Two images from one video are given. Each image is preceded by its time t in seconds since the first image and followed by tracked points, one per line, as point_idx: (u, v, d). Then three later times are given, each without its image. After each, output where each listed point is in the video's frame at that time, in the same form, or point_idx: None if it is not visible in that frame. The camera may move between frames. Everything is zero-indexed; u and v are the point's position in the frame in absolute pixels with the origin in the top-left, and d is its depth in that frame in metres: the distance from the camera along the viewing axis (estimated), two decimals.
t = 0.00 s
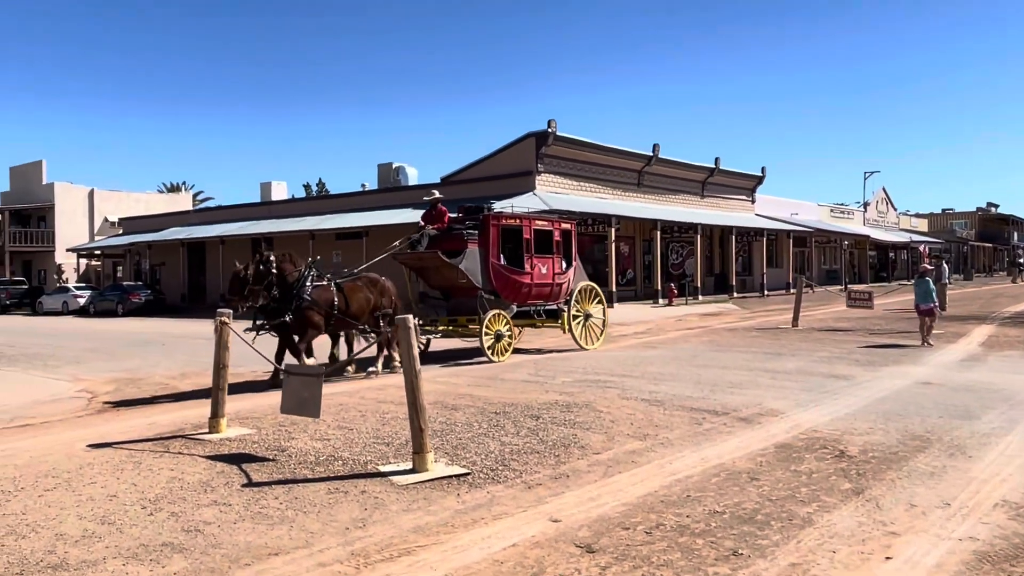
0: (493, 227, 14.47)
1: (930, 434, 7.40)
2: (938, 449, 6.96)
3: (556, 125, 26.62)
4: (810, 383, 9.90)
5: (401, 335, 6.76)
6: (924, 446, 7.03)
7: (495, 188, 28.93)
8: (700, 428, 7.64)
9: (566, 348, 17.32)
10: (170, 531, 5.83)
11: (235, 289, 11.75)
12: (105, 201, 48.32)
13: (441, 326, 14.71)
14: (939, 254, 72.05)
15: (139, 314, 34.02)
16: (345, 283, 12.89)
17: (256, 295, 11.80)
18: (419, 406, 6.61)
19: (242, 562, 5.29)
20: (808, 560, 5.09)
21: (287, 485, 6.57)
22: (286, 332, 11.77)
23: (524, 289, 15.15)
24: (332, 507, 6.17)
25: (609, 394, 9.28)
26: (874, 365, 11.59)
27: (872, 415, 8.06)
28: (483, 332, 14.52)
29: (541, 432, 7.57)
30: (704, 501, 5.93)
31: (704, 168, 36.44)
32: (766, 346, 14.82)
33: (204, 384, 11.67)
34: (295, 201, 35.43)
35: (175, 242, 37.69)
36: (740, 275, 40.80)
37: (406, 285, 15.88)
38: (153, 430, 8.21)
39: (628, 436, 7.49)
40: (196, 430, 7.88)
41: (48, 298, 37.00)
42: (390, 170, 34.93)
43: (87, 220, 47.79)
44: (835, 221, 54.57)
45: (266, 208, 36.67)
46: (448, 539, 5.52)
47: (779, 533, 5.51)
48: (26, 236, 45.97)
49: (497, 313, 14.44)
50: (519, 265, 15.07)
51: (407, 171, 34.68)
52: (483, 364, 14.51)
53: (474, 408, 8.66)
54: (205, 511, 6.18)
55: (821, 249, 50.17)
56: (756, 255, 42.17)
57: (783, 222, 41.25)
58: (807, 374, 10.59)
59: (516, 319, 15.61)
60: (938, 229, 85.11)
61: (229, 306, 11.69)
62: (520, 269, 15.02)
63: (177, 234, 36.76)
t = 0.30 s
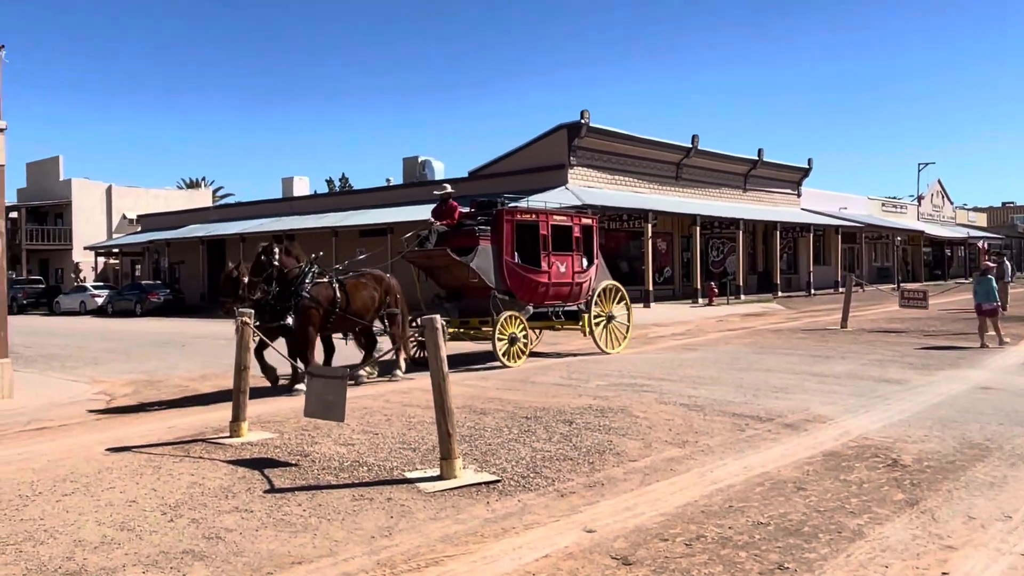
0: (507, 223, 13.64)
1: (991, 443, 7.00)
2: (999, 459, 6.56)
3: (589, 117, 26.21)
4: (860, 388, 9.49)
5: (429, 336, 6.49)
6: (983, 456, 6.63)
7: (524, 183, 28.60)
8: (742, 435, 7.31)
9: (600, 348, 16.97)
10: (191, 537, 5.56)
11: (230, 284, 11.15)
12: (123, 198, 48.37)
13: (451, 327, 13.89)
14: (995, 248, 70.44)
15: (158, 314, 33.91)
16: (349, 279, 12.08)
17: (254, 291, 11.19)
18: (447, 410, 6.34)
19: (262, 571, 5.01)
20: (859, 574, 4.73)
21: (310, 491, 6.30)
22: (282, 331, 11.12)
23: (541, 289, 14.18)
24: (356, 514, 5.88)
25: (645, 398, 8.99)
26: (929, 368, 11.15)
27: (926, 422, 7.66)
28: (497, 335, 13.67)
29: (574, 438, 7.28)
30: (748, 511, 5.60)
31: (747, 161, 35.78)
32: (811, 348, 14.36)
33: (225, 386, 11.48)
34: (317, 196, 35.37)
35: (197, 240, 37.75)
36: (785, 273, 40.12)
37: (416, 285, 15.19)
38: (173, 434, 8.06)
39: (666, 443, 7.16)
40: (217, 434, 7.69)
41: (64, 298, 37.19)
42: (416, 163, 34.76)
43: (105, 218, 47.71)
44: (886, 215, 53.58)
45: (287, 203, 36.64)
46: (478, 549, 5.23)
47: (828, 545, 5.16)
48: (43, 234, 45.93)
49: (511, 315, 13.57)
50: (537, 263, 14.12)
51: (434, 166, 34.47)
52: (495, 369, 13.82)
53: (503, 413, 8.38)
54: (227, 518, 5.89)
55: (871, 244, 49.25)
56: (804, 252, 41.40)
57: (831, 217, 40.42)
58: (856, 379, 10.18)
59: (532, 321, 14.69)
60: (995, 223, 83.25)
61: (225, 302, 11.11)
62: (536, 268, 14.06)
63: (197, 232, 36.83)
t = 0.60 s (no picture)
0: (518, 219, 13.12)
1: None
2: None
3: (620, 108, 25.95)
4: (906, 392, 9.22)
5: (456, 338, 6.33)
6: None
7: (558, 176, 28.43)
8: (780, 440, 7.07)
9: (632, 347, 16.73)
10: (214, 541, 5.42)
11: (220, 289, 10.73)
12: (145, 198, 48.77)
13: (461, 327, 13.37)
14: None
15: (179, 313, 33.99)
16: (348, 283, 11.64)
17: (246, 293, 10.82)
18: (475, 412, 6.17)
19: None
20: None
21: (335, 495, 6.15)
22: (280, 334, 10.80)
23: (554, 288, 13.69)
24: (382, 518, 5.72)
25: (680, 401, 8.78)
26: (979, 371, 10.82)
27: (974, 428, 7.38)
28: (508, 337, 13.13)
29: (605, 442, 7.09)
30: (785, 519, 5.38)
31: (785, 154, 35.33)
32: (851, 348, 14.02)
33: (247, 387, 11.39)
34: (341, 192, 35.32)
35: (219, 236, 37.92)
36: (825, 271, 39.57)
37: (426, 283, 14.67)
38: (196, 435, 7.99)
39: (701, 448, 6.94)
40: (240, 435, 7.58)
41: (85, 297, 37.51)
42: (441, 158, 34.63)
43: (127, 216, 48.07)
44: (931, 211, 52.69)
45: (311, 199, 36.66)
46: (507, 556, 5.06)
47: (870, 554, 4.91)
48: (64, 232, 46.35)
49: (522, 318, 13.02)
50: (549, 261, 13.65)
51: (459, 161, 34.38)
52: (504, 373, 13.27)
53: (533, 416, 8.21)
54: (251, 521, 5.75)
55: (915, 241, 48.44)
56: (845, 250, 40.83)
57: (875, 212, 39.75)
58: (901, 382, 9.92)
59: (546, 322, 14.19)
60: None
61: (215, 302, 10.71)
62: (549, 266, 13.59)
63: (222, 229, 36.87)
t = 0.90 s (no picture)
0: (525, 218, 12.77)
1: None
2: None
3: (648, 103, 25.68)
4: (949, 397, 8.94)
5: (481, 339, 6.17)
6: None
7: (588, 175, 28.12)
8: (816, 446, 6.84)
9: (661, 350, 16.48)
10: (236, 548, 5.29)
11: (208, 305, 9.76)
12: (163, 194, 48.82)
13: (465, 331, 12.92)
14: None
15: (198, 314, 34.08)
16: (342, 285, 11.11)
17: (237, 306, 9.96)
18: (501, 414, 6.00)
19: None
20: None
21: (359, 501, 5.99)
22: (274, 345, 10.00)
23: (564, 289, 13.31)
24: (406, 525, 5.56)
25: (710, 404, 8.57)
26: None
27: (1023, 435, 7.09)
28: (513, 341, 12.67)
29: (634, 447, 6.89)
30: (823, 530, 5.15)
31: (820, 150, 34.84)
32: (891, 353, 13.70)
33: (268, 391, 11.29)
34: (365, 192, 35.29)
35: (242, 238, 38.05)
36: (862, 271, 39.02)
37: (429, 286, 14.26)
38: (216, 440, 7.89)
39: (734, 454, 6.72)
40: (262, 439, 7.47)
41: (105, 298, 37.80)
42: (467, 157, 34.52)
43: (147, 215, 48.28)
44: (974, 209, 51.74)
45: (336, 199, 36.69)
46: (533, 564, 4.88)
47: (912, 568, 4.66)
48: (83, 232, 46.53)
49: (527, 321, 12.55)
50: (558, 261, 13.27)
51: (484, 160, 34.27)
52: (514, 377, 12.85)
53: (559, 419, 8.03)
54: (273, 528, 5.61)
55: (957, 239, 47.57)
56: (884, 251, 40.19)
57: (913, 209, 39.11)
58: (943, 386, 9.62)
59: (556, 324, 13.83)
60: None
61: (206, 318, 9.70)
62: (558, 266, 13.21)
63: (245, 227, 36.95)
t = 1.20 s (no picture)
0: (532, 213, 12.41)
1: None
2: None
3: (679, 96, 25.45)
4: (994, 398, 8.70)
5: (507, 337, 6.05)
6: None
7: (619, 170, 27.95)
8: (854, 449, 6.67)
9: (691, 348, 16.28)
10: (260, 549, 5.20)
11: (197, 303, 9.75)
12: (184, 191, 48.97)
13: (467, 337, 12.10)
14: None
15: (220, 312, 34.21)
16: (338, 281, 10.89)
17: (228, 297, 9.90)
18: (527, 415, 5.88)
19: None
20: None
21: (383, 503, 5.90)
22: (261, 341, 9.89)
23: (573, 287, 12.91)
24: (431, 527, 5.46)
25: (744, 405, 8.41)
26: None
27: None
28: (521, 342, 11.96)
29: (665, 449, 6.75)
30: (860, 535, 4.99)
31: (856, 143, 34.33)
32: (930, 352, 13.42)
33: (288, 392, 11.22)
34: (387, 188, 35.30)
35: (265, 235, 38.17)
36: (902, 268, 38.47)
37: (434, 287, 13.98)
38: (240, 439, 7.83)
39: (767, 456, 6.56)
40: (286, 439, 7.40)
41: (127, 296, 37.97)
42: (492, 152, 34.43)
43: (169, 212, 48.48)
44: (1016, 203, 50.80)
45: (358, 195, 36.72)
46: (562, 568, 4.75)
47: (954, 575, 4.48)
48: (104, 229, 46.76)
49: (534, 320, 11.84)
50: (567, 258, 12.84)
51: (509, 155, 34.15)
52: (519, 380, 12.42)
53: (588, 420, 7.90)
54: (297, 529, 5.52)
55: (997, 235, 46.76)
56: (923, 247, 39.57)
57: (953, 204, 38.48)
58: (988, 387, 9.37)
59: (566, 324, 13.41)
60: None
61: (195, 315, 9.72)
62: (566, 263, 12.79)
63: (268, 224, 37.02)
